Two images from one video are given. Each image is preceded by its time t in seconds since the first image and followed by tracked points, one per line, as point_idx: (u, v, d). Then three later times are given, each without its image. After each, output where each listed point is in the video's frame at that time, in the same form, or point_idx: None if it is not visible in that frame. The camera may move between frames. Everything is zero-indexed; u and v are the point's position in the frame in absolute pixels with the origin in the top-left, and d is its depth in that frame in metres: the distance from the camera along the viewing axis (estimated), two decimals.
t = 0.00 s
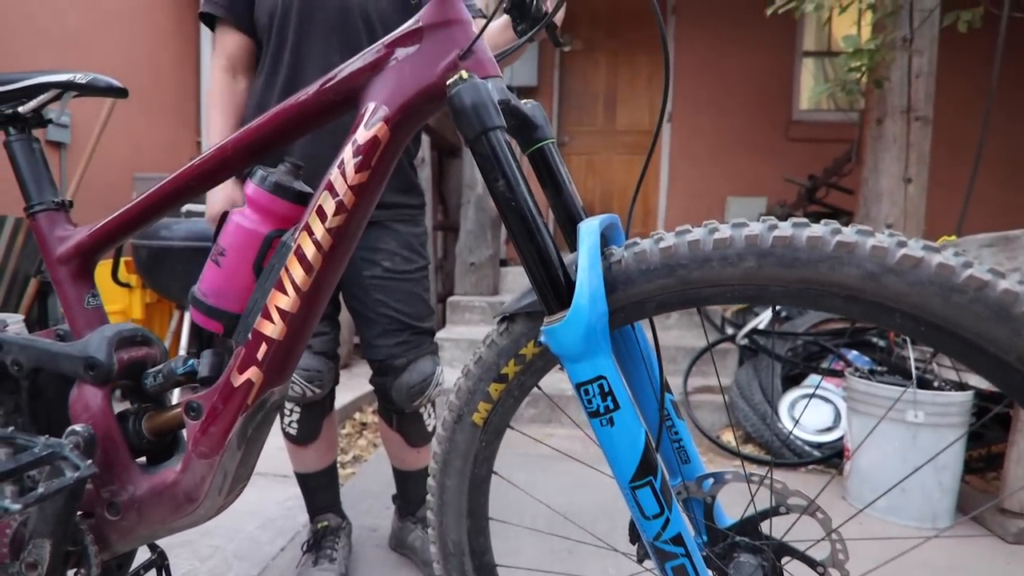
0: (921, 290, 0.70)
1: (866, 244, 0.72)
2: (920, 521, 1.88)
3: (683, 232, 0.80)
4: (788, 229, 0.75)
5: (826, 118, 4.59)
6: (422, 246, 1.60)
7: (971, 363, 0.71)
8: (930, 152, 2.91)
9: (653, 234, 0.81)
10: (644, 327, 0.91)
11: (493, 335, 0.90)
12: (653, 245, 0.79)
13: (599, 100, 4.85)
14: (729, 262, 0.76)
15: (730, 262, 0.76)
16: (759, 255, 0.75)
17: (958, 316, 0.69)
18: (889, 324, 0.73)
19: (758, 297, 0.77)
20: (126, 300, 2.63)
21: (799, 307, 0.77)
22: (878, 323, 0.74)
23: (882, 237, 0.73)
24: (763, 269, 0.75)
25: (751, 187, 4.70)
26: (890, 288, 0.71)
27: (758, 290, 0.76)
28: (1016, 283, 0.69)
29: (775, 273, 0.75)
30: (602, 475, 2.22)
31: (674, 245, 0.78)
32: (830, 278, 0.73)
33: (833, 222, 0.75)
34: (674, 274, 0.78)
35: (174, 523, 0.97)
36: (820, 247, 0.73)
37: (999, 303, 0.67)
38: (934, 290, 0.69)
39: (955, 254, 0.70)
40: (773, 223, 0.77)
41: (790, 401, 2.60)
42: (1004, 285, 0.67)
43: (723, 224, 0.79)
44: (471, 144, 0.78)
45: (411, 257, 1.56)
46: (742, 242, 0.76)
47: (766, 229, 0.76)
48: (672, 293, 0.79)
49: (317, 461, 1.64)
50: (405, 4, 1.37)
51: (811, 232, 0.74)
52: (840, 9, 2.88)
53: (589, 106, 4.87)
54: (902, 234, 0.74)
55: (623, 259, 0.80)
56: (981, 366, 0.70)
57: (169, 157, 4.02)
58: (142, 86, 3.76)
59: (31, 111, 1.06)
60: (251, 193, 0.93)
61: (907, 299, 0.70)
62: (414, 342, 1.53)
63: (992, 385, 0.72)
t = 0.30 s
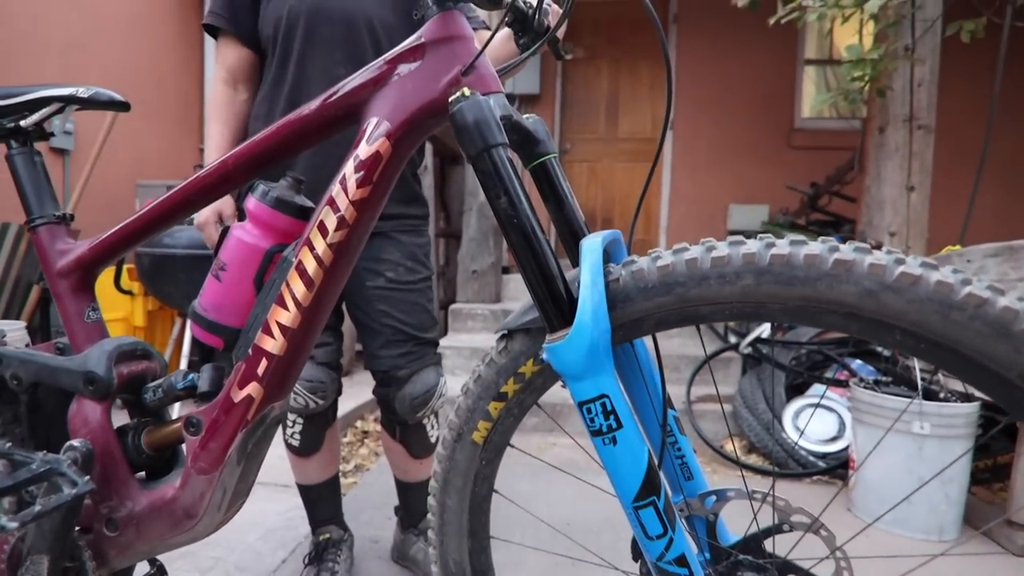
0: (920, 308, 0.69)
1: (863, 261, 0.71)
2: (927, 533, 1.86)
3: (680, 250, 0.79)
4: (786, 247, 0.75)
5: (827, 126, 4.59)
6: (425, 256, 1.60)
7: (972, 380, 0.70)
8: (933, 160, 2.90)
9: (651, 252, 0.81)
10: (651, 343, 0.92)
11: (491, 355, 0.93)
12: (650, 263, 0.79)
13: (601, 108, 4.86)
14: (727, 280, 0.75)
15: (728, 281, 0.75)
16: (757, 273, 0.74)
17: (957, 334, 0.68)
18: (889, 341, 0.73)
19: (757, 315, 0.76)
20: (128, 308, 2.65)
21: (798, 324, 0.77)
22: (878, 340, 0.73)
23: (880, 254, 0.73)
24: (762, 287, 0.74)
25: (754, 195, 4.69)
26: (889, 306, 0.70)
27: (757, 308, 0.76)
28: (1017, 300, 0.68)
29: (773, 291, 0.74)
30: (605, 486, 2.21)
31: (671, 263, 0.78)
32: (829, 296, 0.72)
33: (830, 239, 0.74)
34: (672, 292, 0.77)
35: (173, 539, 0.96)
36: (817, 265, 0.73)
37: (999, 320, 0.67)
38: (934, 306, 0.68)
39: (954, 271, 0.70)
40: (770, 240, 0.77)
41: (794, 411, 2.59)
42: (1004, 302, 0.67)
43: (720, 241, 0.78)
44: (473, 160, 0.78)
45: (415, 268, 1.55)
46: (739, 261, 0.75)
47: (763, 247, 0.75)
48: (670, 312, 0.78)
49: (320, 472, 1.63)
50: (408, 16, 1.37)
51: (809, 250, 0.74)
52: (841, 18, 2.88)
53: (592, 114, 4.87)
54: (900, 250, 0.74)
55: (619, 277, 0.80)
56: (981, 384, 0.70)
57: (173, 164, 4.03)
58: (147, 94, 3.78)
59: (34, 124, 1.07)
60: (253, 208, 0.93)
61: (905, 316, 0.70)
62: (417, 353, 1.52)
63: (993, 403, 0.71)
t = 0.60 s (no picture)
0: (931, 320, 0.68)
1: (873, 273, 0.70)
2: (938, 541, 1.84)
3: (687, 262, 0.79)
4: (794, 259, 0.74)
5: (833, 130, 4.58)
6: (433, 263, 1.60)
7: (985, 393, 0.69)
8: (940, 164, 2.88)
9: (658, 264, 0.80)
10: (662, 355, 0.91)
11: (498, 369, 0.93)
12: (657, 276, 0.78)
13: (606, 112, 4.85)
14: (735, 293, 0.75)
15: (736, 293, 0.75)
16: (765, 285, 0.74)
17: (970, 346, 0.67)
18: (900, 353, 0.71)
19: (766, 328, 0.76)
20: (136, 312, 2.65)
21: (807, 336, 0.76)
22: (889, 352, 0.72)
23: (890, 265, 0.72)
24: (770, 300, 0.74)
25: (760, 199, 4.68)
26: (900, 318, 0.69)
27: (766, 321, 0.75)
28: None
29: (782, 303, 0.73)
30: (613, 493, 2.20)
31: (678, 276, 0.77)
32: (838, 308, 0.71)
33: (839, 250, 0.73)
34: (679, 305, 0.76)
35: (182, 550, 0.95)
36: (826, 277, 0.72)
37: (1013, 332, 0.65)
38: (945, 318, 0.67)
39: (966, 282, 0.69)
40: (778, 252, 0.76)
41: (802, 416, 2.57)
42: (1017, 314, 0.65)
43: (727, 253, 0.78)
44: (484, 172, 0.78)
45: (422, 275, 1.55)
46: (747, 273, 0.74)
47: (771, 259, 0.75)
48: (678, 324, 0.77)
49: (327, 479, 1.62)
50: (416, 23, 1.37)
51: (817, 261, 0.73)
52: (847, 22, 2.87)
53: (597, 118, 4.87)
54: (910, 261, 0.73)
55: (627, 290, 0.79)
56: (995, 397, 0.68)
57: (181, 169, 4.05)
58: (154, 99, 3.80)
59: (43, 135, 1.07)
60: (262, 218, 0.93)
61: (917, 328, 0.68)
62: (425, 360, 1.52)
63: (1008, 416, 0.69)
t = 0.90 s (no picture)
0: (952, 333, 0.67)
1: (893, 286, 0.70)
2: (951, 550, 1.83)
3: (704, 275, 0.78)
4: (813, 272, 0.73)
5: (840, 134, 4.57)
6: (443, 270, 1.60)
7: (1008, 407, 0.68)
8: (949, 168, 2.87)
9: (675, 276, 0.80)
10: (677, 367, 0.91)
11: (512, 381, 0.92)
12: (674, 288, 0.78)
13: (612, 117, 4.85)
14: (753, 305, 0.74)
15: (754, 306, 0.74)
16: (784, 298, 0.73)
17: (992, 360, 0.66)
18: (921, 366, 0.71)
19: (784, 341, 0.75)
20: (144, 318, 2.66)
21: (826, 350, 0.75)
22: (908, 366, 0.71)
23: (909, 278, 0.71)
24: (788, 313, 0.73)
25: (767, 204, 4.66)
26: (921, 331, 0.68)
27: (784, 333, 0.74)
28: None
29: (800, 316, 0.72)
30: (621, 501, 2.18)
31: (695, 289, 0.77)
32: (858, 322, 0.70)
33: (857, 263, 0.73)
34: (697, 318, 0.76)
35: (196, 561, 0.95)
36: (845, 290, 0.71)
37: None
38: (967, 332, 0.66)
39: (987, 296, 0.68)
40: (796, 265, 0.75)
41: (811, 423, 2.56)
42: None
43: (744, 266, 0.77)
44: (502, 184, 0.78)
45: (432, 282, 1.55)
46: (765, 286, 0.74)
47: (789, 272, 0.74)
48: (695, 337, 0.77)
49: (337, 486, 1.61)
50: (426, 30, 1.37)
51: (836, 275, 0.72)
52: (854, 26, 2.85)
53: (603, 122, 4.87)
54: (928, 274, 0.72)
55: (643, 302, 0.78)
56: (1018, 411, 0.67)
57: (188, 175, 4.07)
58: (162, 104, 3.82)
59: (59, 146, 1.08)
60: (278, 229, 0.93)
61: (937, 342, 0.68)
62: (435, 367, 1.52)
63: None
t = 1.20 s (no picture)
0: (977, 347, 0.66)
1: (916, 299, 0.69)
2: (964, 559, 1.81)
3: (722, 286, 0.78)
4: (833, 284, 0.73)
5: (847, 138, 4.56)
6: (453, 277, 1.59)
7: None
8: (958, 173, 2.85)
9: (693, 287, 0.79)
10: (692, 377, 0.90)
11: (526, 391, 0.92)
12: (692, 299, 0.77)
13: (618, 122, 4.85)
14: (773, 318, 0.74)
15: (773, 318, 0.74)
16: (804, 311, 0.73)
17: (1017, 374, 0.66)
18: (943, 380, 0.70)
19: (804, 354, 0.74)
20: (153, 322, 2.67)
21: (846, 362, 0.74)
22: (931, 378, 0.71)
23: (931, 291, 0.71)
24: (808, 325, 0.72)
25: (774, 209, 4.64)
26: (945, 345, 0.68)
27: (804, 346, 0.74)
28: None
29: (821, 329, 0.72)
30: (629, 507, 2.17)
31: (714, 300, 0.76)
32: (881, 335, 0.70)
33: (878, 276, 0.72)
34: (715, 329, 0.75)
35: (210, 570, 0.95)
36: (867, 303, 0.71)
37: None
38: (992, 346, 0.66)
39: (1011, 309, 0.67)
40: (816, 276, 0.75)
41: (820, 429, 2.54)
42: None
43: (763, 277, 0.77)
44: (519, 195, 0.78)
45: (443, 289, 1.55)
46: (785, 298, 0.73)
47: (810, 284, 0.74)
48: (713, 348, 0.76)
49: (346, 493, 1.60)
50: (437, 38, 1.37)
51: (857, 287, 0.72)
52: (863, 31, 2.84)
53: (609, 127, 4.87)
54: (950, 287, 0.71)
55: (661, 313, 0.78)
56: None
57: (196, 180, 4.09)
58: (170, 109, 3.84)
59: (74, 154, 1.09)
60: (292, 239, 0.93)
61: (962, 356, 0.67)
62: (445, 374, 1.51)
63: None
